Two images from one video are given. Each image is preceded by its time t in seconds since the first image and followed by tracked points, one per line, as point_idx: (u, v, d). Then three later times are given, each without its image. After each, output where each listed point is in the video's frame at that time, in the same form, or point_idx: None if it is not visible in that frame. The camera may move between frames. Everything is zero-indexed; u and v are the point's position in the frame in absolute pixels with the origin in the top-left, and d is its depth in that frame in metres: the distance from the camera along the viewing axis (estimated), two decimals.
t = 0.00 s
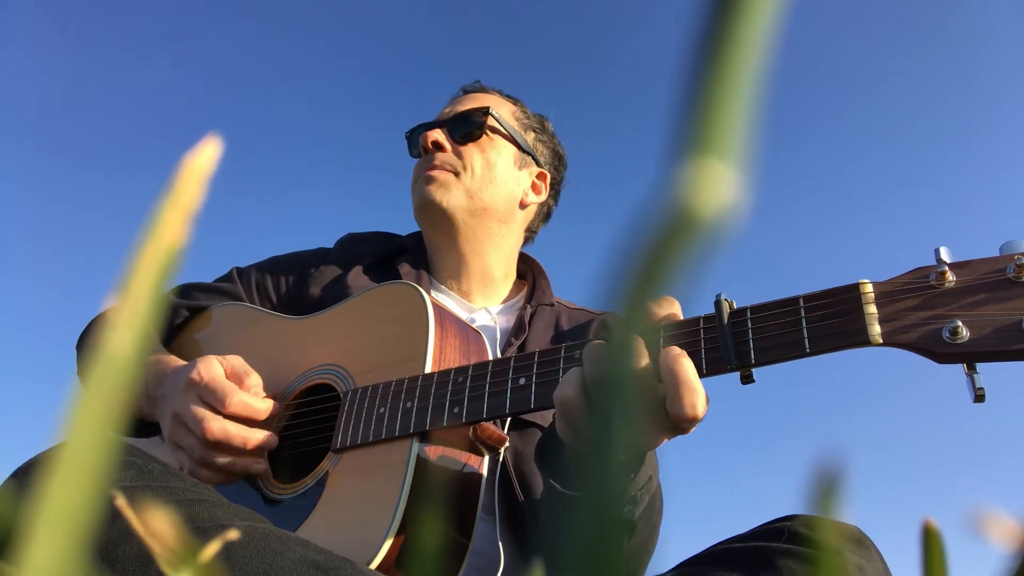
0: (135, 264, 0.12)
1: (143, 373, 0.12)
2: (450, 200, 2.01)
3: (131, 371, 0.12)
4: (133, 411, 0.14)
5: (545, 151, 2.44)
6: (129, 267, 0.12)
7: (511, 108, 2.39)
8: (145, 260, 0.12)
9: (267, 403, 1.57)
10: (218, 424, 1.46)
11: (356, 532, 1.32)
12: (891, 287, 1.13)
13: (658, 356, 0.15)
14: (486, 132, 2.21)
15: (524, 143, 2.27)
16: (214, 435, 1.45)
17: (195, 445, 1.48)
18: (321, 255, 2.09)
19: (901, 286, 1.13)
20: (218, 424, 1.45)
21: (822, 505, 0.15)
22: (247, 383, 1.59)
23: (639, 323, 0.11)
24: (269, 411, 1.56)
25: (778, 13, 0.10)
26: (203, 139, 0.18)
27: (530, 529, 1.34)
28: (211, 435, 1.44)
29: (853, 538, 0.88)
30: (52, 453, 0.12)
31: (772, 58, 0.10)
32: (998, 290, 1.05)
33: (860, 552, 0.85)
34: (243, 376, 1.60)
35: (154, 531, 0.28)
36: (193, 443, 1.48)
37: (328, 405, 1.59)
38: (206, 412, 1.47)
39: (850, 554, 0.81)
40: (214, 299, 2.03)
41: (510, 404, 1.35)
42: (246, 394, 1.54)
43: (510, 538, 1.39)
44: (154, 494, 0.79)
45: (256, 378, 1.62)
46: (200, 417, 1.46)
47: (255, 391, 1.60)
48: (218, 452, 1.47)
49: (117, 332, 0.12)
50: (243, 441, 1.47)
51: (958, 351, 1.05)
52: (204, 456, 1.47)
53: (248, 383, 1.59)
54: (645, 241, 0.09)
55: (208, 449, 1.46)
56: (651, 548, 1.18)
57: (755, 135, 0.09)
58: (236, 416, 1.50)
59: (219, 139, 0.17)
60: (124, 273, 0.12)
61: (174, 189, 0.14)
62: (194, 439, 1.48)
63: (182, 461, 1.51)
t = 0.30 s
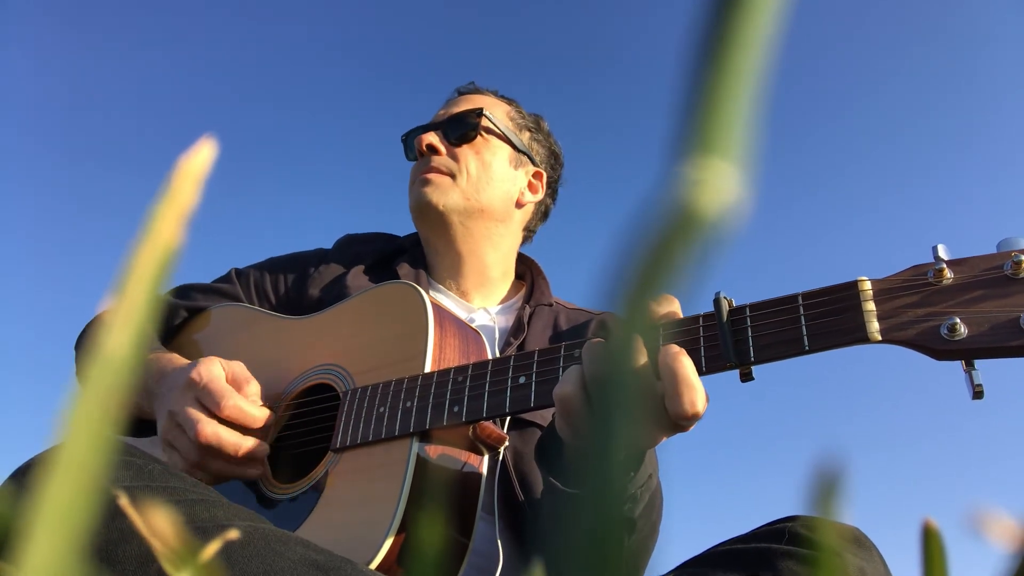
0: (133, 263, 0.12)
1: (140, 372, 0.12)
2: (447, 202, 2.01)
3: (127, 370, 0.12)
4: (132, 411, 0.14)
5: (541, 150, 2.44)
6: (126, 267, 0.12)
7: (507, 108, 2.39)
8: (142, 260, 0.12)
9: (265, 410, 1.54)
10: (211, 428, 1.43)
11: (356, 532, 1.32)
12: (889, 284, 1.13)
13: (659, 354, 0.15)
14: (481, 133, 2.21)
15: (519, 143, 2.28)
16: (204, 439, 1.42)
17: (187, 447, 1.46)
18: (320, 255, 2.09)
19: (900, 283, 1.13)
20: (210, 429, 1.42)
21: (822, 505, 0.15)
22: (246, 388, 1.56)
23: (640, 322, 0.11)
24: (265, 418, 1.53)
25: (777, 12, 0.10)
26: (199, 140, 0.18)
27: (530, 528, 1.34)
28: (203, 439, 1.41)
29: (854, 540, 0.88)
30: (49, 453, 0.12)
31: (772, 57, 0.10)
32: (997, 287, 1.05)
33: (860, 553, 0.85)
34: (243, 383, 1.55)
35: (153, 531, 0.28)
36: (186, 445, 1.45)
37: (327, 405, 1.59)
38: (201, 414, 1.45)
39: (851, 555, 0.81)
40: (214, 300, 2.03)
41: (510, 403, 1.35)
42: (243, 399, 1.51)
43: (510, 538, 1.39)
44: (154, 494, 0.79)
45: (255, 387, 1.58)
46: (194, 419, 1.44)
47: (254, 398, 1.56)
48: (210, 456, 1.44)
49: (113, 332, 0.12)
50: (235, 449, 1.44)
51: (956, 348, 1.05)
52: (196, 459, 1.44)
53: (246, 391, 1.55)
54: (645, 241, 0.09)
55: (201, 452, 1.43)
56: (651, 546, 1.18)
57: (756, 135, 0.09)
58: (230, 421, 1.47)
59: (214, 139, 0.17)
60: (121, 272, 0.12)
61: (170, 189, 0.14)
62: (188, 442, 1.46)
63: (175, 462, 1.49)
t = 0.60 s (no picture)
0: (134, 263, 0.12)
1: (140, 374, 0.13)
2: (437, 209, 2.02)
3: (128, 372, 0.12)
4: (133, 410, 0.14)
5: (536, 144, 2.42)
6: (126, 267, 0.12)
7: (497, 104, 2.38)
8: (143, 260, 0.12)
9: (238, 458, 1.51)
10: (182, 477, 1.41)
11: (356, 532, 1.32)
12: (890, 286, 1.13)
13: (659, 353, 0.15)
14: (469, 135, 2.21)
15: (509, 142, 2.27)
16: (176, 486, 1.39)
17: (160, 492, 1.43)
18: (321, 255, 2.09)
19: (901, 284, 1.12)
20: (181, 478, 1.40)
21: (822, 506, 0.15)
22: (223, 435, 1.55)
23: (640, 322, 0.11)
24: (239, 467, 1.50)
25: (778, 11, 0.10)
26: (201, 140, 0.18)
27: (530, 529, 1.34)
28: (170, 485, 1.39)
29: (856, 543, 0.88)
30: (49, 453, 0.12)
31: (774, 55, 0.10)
32: (998, 288, 1.05)
33: (861, 556, 0.85)
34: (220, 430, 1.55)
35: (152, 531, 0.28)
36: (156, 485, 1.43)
37: (328, 405, 1.59)
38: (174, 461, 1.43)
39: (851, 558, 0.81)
40: (215, 299, 2.03)
41: (510, 404, 1.35)
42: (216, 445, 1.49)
43: (510, 538, 1.39)
44: (154, 493, 0.79)
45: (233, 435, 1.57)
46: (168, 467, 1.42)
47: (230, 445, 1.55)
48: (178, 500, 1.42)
49: (114, 333, 0.12)
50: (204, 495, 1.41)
51: (957, 349, 1.05)
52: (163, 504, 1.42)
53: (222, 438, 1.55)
54: (646, 240, 0.09)
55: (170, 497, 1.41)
56: (652, 547, 1.18)
57: (757, 134, 0.09)
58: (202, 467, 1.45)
59: (216, 139, 0.17)
60: (122, 274, 0.12)
61: (170, 190, 0.14)
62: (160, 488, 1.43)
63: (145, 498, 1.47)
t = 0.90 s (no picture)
0: (135, 261, 0.12)
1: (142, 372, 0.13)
2: (428, 211, 2.02)
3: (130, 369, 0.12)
4: (135, 409, 0.14)
5: (528, 141, 2.42)
6: (128, 265, 0.12)
7: (487, 103, 2.37)
8: (145, 258, 0.12)
9: (267, 395, 1.56)
10: (216, 418, 1.45)
11: (356, 531, 1.32)
12: (886, 282, 1.13)
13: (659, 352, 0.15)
14: (459, 136, 2.20)
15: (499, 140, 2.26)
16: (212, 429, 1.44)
17: (197, 440, 1.48)
18: (320, 256, 2.09)
19: (897, 280, 1.13)
20: (215, 418, 1.45)
21: (822, 503, 0.15)
22: (244, 374, 1.59)
23: (640, 321, 0.11)
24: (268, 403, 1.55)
25: (776, 12, 0.10)
26: (200, 140, 0.18)
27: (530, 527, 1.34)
28: (209, 428, 1.44)
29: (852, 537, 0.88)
30: (50, 452, 0.12)
31: (770, 58, 0.10)
32: (993, 283, 1.06)
33: (859, 550, 0.85)
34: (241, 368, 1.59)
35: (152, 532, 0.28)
36: (194, 439, 1.48)
37: (327, 405, 1.59)
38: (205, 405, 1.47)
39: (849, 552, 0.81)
40: (214, 301, 2.03)
41: (510, 402, 1.35)
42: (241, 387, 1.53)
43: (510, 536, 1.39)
44: (154, 493, 0.79)
45: (253, 371, 1.62)
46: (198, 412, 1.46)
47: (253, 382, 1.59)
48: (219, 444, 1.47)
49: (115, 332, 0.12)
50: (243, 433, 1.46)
51: (951, 343, 1.05)
52: (206, 449, 1.47)
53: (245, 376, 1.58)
54: (644, 242, 0.09)
55: (210, 442, 1.46)
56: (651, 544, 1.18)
57: (755, 136, 0.09)
58: (234, 407, 1.50)
59: (216, 139, 0.18)
60: (124, 273, 0.12)
61: (171, 189, 0.14)
62: (195, 435, 1.47)
63: (184, 457, 1.51)
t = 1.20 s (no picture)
0: (138, 261, 0.12)
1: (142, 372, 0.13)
2: (428, 211, 2.02)
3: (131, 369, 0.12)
4: (134, 410, 0.14)
5: (530, 141, 2.42)
6: (132, 264, 0.12)
7: (489, 102, 2.38)
8: (147, 259, 0.12)
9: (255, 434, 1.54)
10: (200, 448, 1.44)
11: (356, 532, 1.32)
12: (890, 286, 1.13)
13: (659, 355, 0.15)
14: (460, 135, 2.21)
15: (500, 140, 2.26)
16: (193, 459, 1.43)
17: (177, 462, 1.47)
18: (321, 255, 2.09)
19: (901, 285, 1.12)
20: (199, 448, 1.44)
21: (821, 505, 0.15)
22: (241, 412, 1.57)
23: (636, 325, 0.11)
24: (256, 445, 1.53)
25: (768, 11, 0.10)
26: (204, 141, 0.18)
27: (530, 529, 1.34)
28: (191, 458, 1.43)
29: (855, 542, 0.88)
30: (51, 449, 0.12)
31: (763, 57, 0.10)
32: (999, 288, 1.05)
33: (861, 556, 0.85)
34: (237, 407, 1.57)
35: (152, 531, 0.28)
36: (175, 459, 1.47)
37: (328, 405, 1.59)
38: (193, 433, 1.46)
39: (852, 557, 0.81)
40: (215, 300, 2.03)
41: (510, 404, 1.35)
42: (235, 421, 1.51)
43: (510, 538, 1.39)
44: (154, 493, 0.79)
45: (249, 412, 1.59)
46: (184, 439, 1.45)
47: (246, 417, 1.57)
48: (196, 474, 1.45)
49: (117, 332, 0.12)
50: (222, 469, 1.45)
51: (956, 350, 1.05)
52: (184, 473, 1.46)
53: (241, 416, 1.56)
54: (641, 245, 0.09)
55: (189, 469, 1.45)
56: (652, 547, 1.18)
57: (750, 136, 0.09)
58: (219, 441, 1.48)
59: (220, 141, 0.17)
60: (128, 271, 0.12)
61: (177, 190, 0.14)
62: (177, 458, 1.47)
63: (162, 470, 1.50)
